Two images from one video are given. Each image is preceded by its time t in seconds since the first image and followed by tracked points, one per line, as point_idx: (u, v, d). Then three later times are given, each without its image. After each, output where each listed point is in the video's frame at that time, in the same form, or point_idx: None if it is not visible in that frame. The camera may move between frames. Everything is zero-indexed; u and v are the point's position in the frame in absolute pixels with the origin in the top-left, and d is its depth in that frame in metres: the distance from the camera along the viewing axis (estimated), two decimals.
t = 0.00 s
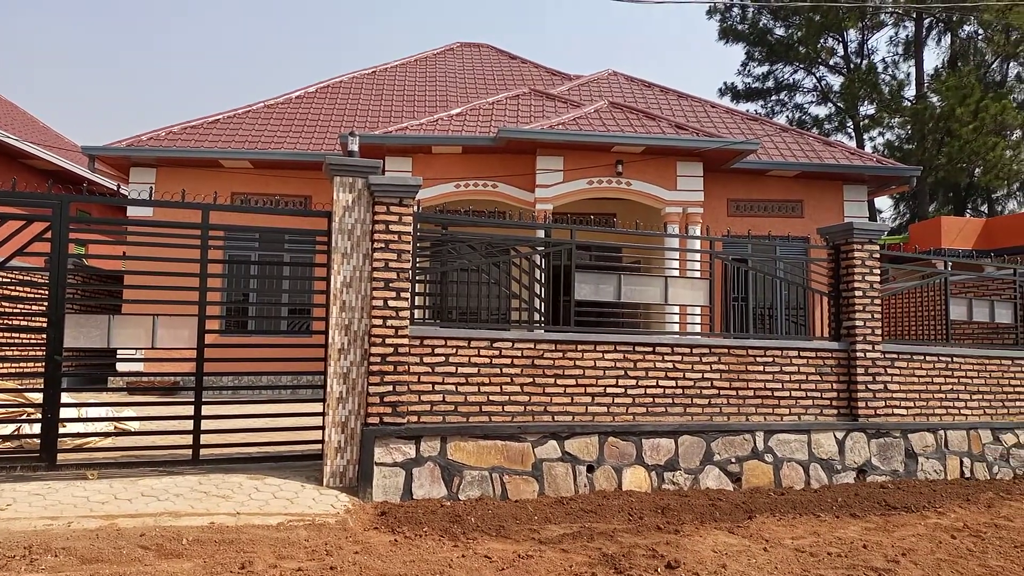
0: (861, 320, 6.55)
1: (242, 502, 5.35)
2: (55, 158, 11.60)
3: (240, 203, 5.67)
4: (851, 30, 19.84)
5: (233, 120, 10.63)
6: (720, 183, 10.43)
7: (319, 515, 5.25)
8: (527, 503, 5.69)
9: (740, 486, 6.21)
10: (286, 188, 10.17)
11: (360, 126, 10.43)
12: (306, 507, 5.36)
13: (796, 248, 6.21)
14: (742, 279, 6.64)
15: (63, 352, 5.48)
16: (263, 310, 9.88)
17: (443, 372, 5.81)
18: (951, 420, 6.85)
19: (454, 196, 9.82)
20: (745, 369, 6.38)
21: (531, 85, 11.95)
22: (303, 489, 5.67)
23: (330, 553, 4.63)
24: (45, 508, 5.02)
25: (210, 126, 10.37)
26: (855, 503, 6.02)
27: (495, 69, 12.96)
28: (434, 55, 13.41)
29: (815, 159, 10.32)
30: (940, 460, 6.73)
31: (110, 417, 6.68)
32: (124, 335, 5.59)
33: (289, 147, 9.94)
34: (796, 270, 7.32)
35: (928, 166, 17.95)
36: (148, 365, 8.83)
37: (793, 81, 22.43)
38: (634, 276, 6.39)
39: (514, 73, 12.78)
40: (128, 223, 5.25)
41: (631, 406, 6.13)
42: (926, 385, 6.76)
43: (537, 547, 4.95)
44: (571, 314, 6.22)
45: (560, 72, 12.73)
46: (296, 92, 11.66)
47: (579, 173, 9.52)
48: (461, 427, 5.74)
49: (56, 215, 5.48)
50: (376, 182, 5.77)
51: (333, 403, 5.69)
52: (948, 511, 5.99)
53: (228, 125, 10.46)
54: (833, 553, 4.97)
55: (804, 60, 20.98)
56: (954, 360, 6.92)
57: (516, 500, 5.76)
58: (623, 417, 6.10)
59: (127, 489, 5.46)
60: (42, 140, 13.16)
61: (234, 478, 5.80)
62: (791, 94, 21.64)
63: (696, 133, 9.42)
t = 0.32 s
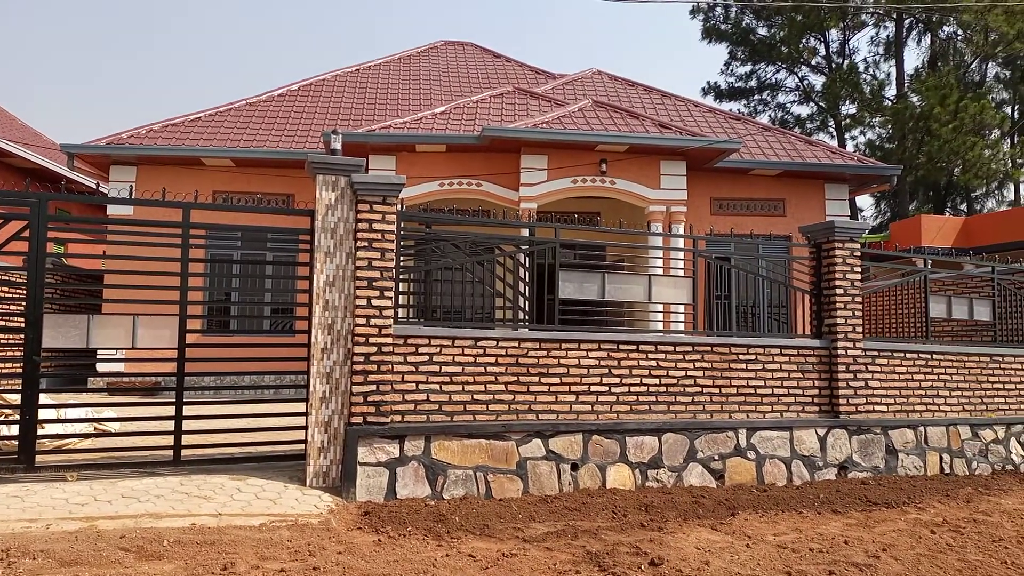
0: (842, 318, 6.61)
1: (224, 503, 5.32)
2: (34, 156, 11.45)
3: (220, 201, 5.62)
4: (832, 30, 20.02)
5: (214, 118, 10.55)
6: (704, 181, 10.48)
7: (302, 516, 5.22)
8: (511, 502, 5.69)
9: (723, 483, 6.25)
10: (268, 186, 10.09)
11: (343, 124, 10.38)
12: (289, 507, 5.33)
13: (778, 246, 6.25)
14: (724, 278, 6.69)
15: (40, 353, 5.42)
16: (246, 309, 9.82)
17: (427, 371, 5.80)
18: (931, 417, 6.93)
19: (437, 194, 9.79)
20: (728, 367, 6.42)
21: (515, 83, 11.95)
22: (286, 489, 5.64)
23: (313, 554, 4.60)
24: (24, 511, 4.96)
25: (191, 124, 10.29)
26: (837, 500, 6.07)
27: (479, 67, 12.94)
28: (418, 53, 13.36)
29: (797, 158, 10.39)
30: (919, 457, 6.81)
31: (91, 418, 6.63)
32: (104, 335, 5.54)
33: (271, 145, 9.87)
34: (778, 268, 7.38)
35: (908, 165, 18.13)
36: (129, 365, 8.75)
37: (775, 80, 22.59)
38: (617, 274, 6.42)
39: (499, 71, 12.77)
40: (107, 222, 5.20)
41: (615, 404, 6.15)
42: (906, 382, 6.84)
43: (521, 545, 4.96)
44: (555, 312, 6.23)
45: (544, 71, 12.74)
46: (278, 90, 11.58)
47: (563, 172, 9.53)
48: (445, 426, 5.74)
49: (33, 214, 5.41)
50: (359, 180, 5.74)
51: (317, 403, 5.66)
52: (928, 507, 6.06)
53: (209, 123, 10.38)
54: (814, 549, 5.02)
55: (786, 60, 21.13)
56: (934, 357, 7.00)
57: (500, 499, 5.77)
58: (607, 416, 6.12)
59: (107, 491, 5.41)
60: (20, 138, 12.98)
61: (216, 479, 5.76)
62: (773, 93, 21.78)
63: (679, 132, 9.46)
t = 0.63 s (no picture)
0: (828, 316, 6.66)
1: (211, 504, 5.29)
2: (18, 155, 11.34)
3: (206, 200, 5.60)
4: (819, 31, 20.16)
5: (201, 117, 10.50)
6: (692, 181, 10.53)
7: (290, 516, 5.20)
8: (500, 501, 5.69)
9: (711, 481, 6.28)
10: (256, 186, 10.05)
11: (331, 124, 10.35)
12: (276, 507, 5.31)
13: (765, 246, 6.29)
14: (712, 277, 6.72)
15: (24, 352, 5.38)
16: (234, 310, 9.76)
17: (415, 370, 5.79)
18: (917, 415, 6.99)
19: (426, 194, 9.78)
20: (716, 365, 6.45)
21: (503, 83, 11.96)
22: (274, 490, 5.61)
23: (301, 554, 4.59)
24: (8, 512, 4.92)
25: (178, 123, 10.23)
26: (823, 498, 6.11)
27: (468, 67, 12.94)
28: (406, 53, 13.35)
29: (784, 158, 10.46)
30: (905, 454, 6.86)
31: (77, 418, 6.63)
32: (89, 335, 5.49)
33: (259, 144, 9.83)
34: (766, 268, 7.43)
35: (893, 166, 18.29)
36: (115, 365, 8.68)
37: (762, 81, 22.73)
38: (606, 274, 6.44)
39: (487, 71, 12.77)
40: (92, 221, 5.16)
41: (603, 402, 6.17)
42: (892, 381, 6.89)
43: (510, 544, 4.96)
44: (544, 311, 6.25)
45: (533, 71, 12.75)
46: (265, 89, 11.53)
47: (551, 172, 9.55)
48: (433, 426, 5.73)
49: (17, 213, 5.37)
50: (347, 179, 5.72)
51: (304, 403, 5.64)
52: (914, 504, 6.11)
53: (196, 122, 10.33)
54: (801, 547, 5.05)
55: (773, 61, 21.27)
56: (919, 356, 7.06)
57: (489, 498, 5.76)
58: (596, 415, 6.13)
59: (93, 491, 5.36)
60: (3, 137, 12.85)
61: (203, 480, 5.72)
62: (760, 93, 21.91)
63: (667, 132, 9.49)
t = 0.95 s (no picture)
0: (815, 314, 6.70)
1: (197, 502, 5.26)
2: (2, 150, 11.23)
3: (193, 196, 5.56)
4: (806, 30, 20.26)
5: (188, 112, 10.43)
6: (681, 179, 10.56)
7: (277, 514, 5.18)
8: (488, 499, 5.70)
9: (699, 478, 6.32)
10: (244, 182, 10.00)
11: (319, 120, 10.31)
12: (263, 505, 5.29)
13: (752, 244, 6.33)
14: (701, 275, 6.75)
15: (8, 350, 5.33)
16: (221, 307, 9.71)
17: (404, 368, 5.78)
18: (902, 412, 7.05)
19: (414, 191, 9.76)
20: (704, 363, 6.48)
21: (492, 81, 11.94)
22: (261, 488, 5.59)
23: (288, 552, 4.57)
24: None
25: (164, 119, 10.16)
26: (810, 495, 6.16)
27: (457, 64, 12.91)
28: (395, 49, 13.30)
29: (772, 157, 10.52)
30: (891, 451, 6.93)
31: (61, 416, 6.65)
32: (75, 332, 5.45)
33: (246, 140, 9.78)
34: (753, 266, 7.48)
35: (880, 165, 18.41)
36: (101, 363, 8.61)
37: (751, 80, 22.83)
38: (595, 272, 6.46)
39: (476, 68, 12.75)
40: (77, 217, 5.12)
41: (592, 400, 6.18)
42: (878, 378, 6.95)
43: (498, 542, 4.96)
44: (533, 309, 6.28)
45: (521, 68, 12.75)
46: (252, 85, 11.46)
47: (540, 170, 9.56)
48: (422, 424, 5.72)
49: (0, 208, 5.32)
50: (334, 176, 5.70)
51: (292, 401, 5.62)
52: (899, 501, 6.17)
53: (182, 118, 10.26)
54: (787, 543, 5.08)
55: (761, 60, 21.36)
56: (904, 354, 7.13)
57: (477, 496, 5.77)
58: (584, 412, 6.15)
59: (78, 490, 5.33)
60: None
61: (190, 478, 5.69)
62: (748, 92, 22.00)
63: (656, 131, 9.52)
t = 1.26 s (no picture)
0: (802, 311, 6.74)
1: (184, 500, 5.24)
2: None
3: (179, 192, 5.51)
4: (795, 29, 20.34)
5: (175, 108, 10.36)
6: (670, 177, 10.59)
7: (265, 512, 5.16)
8: (477, 496, 5.70)
9: (687, 475, 6.34)
10: (231, 179, 9.94)
11: (307, 116, 10.26)
12: (251, 504, 5.27)
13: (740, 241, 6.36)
14: (689, 272, 6.77)
15: None
16: (210, 304, 9.65)
17: (392, 365, 5.78)
18: (888, 409, 7.11)
19: (403, 188, 9.74)
20: (691, 360, 6.51)
21: (481, 77, 11.92)
22: (248, 486, 5.56)
23: (276, 550, 4.56)
24: None
25: (151, 115, 10.09)
26: (797, 491, 6.20)
27: (446, 61, 12.88)
28: (384, 45, 13.25)
29: (761, 155, 10.56)
30: (877, 448, 6.98)
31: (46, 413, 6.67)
32: (60, 329, 5.41)
33: (234, 136, 9.72)
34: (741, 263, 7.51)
35: (867, 163, 18.51)
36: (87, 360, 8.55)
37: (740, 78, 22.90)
38: (584, 269, 6.45)
39: (466, 65, 12.72)
40: (62, 213, 5.08)
41: (580, 397, 6.20)
42: (865, 375, 7.01)
43: (486, 539, 4.96)
44: (521, 306, 6.28)
45: (511, 65, 12.73)
46: (239, 80, 11.39)
47: (529, 167, 9.56)
48: (411, 421, 5.71)
49: None
50: (323, 173, 5.68)
51: (279, 398, 5.59)
52: (885, 497, 6.22)
53: (169, 114, 10.19)
54: (774, 539, 5.11)
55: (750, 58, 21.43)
56: (890, 351, 7.18)
57: (466, 493, 5.76)
58: (572, 409, 6.17)
59: (63, 488, 5.29)
60: None
61: (177, 476, 5.66)
62: (737, 90, 22.08)
63: (645, 128, 9.53)
